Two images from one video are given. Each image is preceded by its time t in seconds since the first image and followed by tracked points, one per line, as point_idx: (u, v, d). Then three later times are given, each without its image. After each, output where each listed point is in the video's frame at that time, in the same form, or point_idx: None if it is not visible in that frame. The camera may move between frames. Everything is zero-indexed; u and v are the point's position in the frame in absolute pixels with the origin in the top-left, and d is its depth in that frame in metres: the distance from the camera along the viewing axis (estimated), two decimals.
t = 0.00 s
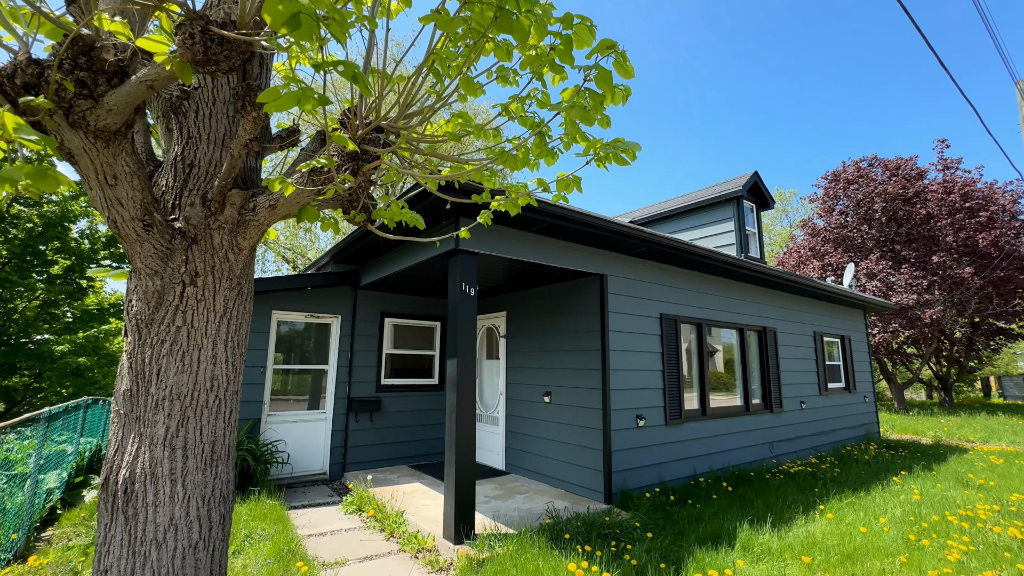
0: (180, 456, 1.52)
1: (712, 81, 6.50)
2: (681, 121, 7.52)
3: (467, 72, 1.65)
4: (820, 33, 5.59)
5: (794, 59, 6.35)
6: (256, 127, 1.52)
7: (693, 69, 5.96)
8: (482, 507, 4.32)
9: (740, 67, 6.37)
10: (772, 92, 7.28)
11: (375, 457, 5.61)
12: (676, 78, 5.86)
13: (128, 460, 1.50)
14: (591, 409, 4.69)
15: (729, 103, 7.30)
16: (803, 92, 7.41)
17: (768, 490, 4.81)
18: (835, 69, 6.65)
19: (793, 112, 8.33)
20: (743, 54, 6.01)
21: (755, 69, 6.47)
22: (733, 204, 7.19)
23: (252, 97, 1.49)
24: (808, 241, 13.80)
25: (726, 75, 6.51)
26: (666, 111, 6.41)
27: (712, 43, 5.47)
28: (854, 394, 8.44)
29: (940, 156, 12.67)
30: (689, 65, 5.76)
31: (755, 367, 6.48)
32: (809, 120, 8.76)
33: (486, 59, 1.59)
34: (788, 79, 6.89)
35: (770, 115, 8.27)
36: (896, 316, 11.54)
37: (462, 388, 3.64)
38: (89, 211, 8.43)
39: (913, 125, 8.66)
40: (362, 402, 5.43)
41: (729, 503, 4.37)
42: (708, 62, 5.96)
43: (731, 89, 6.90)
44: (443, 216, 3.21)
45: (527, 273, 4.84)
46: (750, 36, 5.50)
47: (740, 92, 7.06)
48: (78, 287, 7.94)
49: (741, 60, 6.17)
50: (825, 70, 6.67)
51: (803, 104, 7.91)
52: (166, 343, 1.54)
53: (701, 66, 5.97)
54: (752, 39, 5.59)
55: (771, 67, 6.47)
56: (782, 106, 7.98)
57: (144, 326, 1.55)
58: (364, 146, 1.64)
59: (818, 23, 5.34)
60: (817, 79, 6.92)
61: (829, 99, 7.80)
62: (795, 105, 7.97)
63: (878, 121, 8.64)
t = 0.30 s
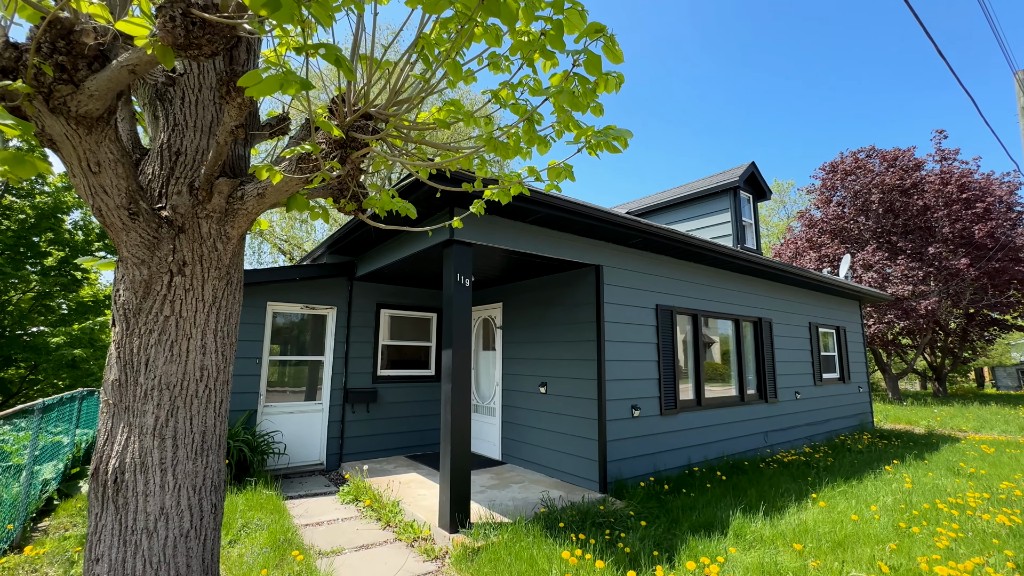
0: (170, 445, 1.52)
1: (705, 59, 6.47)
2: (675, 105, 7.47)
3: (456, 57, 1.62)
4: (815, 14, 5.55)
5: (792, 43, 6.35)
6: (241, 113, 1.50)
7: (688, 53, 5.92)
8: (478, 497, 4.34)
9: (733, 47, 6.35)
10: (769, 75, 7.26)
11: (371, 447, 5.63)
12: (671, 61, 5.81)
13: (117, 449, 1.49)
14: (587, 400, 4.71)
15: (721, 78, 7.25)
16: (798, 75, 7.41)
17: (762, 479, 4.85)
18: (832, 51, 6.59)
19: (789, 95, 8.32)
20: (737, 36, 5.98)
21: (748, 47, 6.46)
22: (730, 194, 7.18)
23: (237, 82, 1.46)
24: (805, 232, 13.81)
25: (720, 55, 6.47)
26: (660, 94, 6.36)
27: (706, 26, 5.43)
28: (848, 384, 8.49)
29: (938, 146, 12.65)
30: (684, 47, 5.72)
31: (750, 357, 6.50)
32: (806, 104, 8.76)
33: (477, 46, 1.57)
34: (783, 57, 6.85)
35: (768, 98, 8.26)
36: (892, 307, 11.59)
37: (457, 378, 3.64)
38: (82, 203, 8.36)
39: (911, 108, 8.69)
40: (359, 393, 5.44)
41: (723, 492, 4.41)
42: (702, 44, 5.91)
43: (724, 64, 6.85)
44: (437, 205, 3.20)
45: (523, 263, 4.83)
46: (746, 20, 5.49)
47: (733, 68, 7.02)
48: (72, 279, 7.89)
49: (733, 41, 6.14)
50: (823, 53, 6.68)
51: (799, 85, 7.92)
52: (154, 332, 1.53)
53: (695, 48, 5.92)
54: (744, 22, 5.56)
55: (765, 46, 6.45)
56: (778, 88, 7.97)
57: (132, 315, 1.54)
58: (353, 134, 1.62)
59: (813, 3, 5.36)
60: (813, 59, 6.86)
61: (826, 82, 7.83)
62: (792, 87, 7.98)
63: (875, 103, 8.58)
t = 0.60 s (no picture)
0: (159, 435, 1.51)
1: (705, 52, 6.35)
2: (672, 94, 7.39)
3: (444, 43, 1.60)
4: (818, 11, 5.44)
5: (791, 40, 6.27)
6: (225, 100, 1.47)
7: (686, 44, 5.84)
8: (474, 487, 4.37)
9: (734, 43, 6.22)
10: (768, 66, 7.19)
11: (368, 438, 5.65)
12: (668, 49, 5.74)
13: (106, 440, 1.49)
14: (582, 391, 4.72)
15: (720, 71, 7.14)
16: (797, 69, 7.37)
17: (756, 469, 4.89)
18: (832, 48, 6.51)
19: (787, 90, 8.27)
20: (739, 32, 5.84)
21: (751, 45, 6.31)
22: (727, 185, 7.16)
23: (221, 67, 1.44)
24: (802, 224, 13.81)
25: (721, 50, 6.36)
26: (657, 82, 6.29)
27: (707, 23, 5.32)
28: (843, 375, 8.54)
29: (936, 138, 12.62)
30: (682, 39, 5.64)
31: (746, 348, 6.53)
32: (805, 99, 8.70)
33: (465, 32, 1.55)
34: (784, 54, 6.73)
35: (767, 93, 8.20)
36: (887, 298, 11.63)
37: (453, 370, 3.65)
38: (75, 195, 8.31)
39: (911, 108, 8.61)
40: (355, 384, 5.45)
41: (717, 481, 4.45)
42: (703, 37, 5.82)
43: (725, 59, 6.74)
44: (431, 196, 3.17)
45: (519, 255, 4.82)
46: (744, 18, 5.42)
47: (733, 62, 6.91)
48: (66, 271, 7.85)
49: (736, 38, 6.01)
50: (822, 51, 6.61)
51: (798, 81, 7.86)
52: (141, 322, 1.52)
53: (695, 41, 5.82)
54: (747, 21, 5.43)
55: (767, 44, 6.31)
56: (776, 84, 7.91)
57: (119, 305, 1.52)
58: (339, 120, 1.61)
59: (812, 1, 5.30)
60: (813, 59, 6.77)
61: (824, 79, 7.77)
62: (790, 83, 7.92)
63: (874, 103, 8.51)
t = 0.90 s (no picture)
0: (148, 426, 1.51)
1: (701, 45, 6.27)
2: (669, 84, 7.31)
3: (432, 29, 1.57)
4: (819, 4, 5.33)
5: (790, 38, 6.21)
6: (209, 87, 1.45)
7: (685, 35, 5.78)
8: (470, 478, 4.39)
9: (733, 38, 6.13)
10: (767, 59, 7.13)
11: (365, 430, 5.66)
12: (666, 41, 5.67)
13: (95, 431, 1.48)
14: (578, 383, 4.73)
15: (719, 63, 7.07)
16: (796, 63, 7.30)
17: (751, 460, 4.92)
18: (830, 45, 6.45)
19: (786, 84, 8.20)
20: (738, 27, 5.75)
21: (751, 39, 6.19)
22: (725, 177, 7.13)
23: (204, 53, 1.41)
24: (801, 216, 13.79)
25: (719, 43, 6.28)
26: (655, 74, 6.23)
27: (705, 16, 5.24)
28: (839, 366, 8.57)
29: (935, 130, 12.57)
30: (680, 34, 5.57)
31: (742, 340, 6.54)
32: (804, 91, 8.64)
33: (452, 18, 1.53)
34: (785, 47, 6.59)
35: (766, 86, 8.14)
36: (884, 290, 11.66)
37: (448, 362, 3.64)
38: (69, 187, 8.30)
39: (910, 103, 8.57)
40: (352, 376, 5.45)
41: (711, 472, 4.47)
42: (701, 31, 5.74)
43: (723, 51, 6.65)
44: (425, 186, 3.15)
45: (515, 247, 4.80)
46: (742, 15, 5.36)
47: (731, 54, 6.83)
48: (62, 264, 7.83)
49: (735, 33, 5.92)
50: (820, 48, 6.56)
51: (797, 74, 7.79)
52: (129, 313, 1.51)
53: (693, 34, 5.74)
54: (747, 13, 5.34)
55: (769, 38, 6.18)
56: (776, 77, 7.84)
57: (106, 296, 1.51)
58: (326, 108, 1.59)
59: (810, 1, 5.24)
60: (812, 51, 6.68)
61: (824, 73, 7.70)
62: (789, 76, 7.86)
63: (874, 98, 8.45)
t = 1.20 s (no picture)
0: (137, 418, 1.50)
1: (699, 31, 6.17)
2: (667, 74, 7.25)
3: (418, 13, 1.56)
4: None
5: (788, 30, 6.17)
6: (193, 74, 1.44)
7: (683, 23, 5.71)
8: (466, 470, 4.41)
9: (732, 28, 6.07)
10: (766, 50, 7.07)
11: (362, 422, 5.67)
12: (663, 27, 5.60)
13: (83, 422, 1.47)
14: (575, 375, 4.74)
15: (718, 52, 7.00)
16: (796, 54, 7.24)
17: (746, 451, 4.94)
18: (829, 36, 6.39)
19: (785, 74, 8.14)
20: (739, 17, 5.65)
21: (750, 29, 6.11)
22: (723, 169, 7.11)
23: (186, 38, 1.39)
24: (799, 208, 13.77)
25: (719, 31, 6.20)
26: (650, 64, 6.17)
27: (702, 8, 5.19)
28: (836, 359, 8.60)
29: (935, 121, 12.53)
30: (677, 21, 5.52)
31: (739, 332, 6.55)
32: (803, 82, 8.58)
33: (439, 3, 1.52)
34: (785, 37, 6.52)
35: (764, 75, 8.07)
36: (882, 283, 11.67)
37: (444, 354, 3.64)
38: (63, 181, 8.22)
39: (910, 93, 8.52)
40: (349, 368, 5.46)
41: (707, 463, 4.49)
42: (700, 17, 5.65)
43: (723, 42, 6.58)
44: (419, 178, 3.13)
45: (511, 239, 4.78)
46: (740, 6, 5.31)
47: (730, 45, 6.76)
48: (58, 258, 7.80)
49: (735, 23, 5.84)
50: (819, 39, 6.50)
51: (796, 64, 7.73)
52: (116, 304, 1.49)
53: (692, 19, 5.66)
54: None
55: (769, 29, 6.11)
56: (776, 66, 7.77)
57: (92, 286, 1.50)
58: (312, 97, 1.58)
59: None
60: (810, 43, 6.63)
61: (824, 64, 7.64)
62: (788, 66, 7.79)
63: (874, 89, 8.39)
